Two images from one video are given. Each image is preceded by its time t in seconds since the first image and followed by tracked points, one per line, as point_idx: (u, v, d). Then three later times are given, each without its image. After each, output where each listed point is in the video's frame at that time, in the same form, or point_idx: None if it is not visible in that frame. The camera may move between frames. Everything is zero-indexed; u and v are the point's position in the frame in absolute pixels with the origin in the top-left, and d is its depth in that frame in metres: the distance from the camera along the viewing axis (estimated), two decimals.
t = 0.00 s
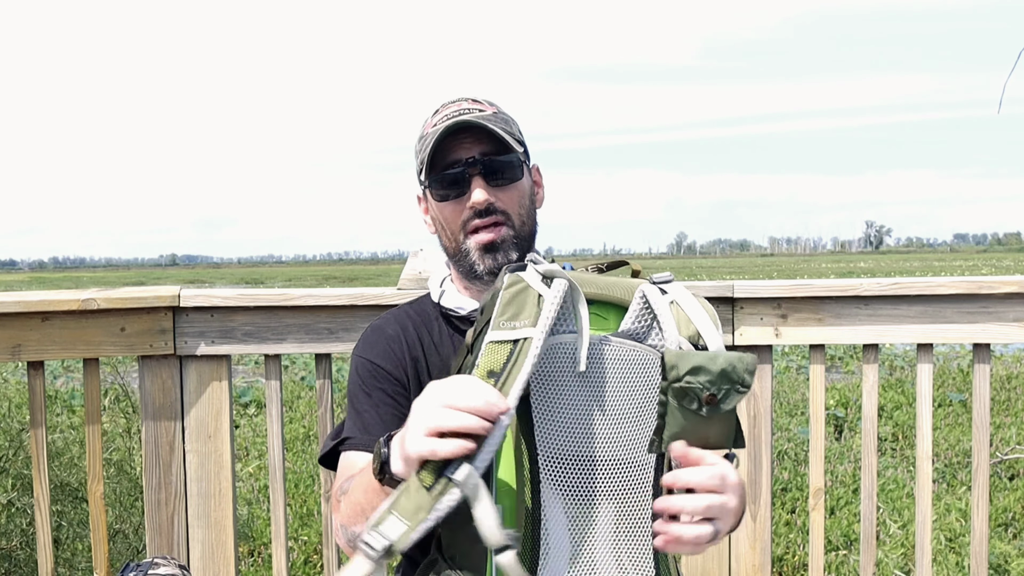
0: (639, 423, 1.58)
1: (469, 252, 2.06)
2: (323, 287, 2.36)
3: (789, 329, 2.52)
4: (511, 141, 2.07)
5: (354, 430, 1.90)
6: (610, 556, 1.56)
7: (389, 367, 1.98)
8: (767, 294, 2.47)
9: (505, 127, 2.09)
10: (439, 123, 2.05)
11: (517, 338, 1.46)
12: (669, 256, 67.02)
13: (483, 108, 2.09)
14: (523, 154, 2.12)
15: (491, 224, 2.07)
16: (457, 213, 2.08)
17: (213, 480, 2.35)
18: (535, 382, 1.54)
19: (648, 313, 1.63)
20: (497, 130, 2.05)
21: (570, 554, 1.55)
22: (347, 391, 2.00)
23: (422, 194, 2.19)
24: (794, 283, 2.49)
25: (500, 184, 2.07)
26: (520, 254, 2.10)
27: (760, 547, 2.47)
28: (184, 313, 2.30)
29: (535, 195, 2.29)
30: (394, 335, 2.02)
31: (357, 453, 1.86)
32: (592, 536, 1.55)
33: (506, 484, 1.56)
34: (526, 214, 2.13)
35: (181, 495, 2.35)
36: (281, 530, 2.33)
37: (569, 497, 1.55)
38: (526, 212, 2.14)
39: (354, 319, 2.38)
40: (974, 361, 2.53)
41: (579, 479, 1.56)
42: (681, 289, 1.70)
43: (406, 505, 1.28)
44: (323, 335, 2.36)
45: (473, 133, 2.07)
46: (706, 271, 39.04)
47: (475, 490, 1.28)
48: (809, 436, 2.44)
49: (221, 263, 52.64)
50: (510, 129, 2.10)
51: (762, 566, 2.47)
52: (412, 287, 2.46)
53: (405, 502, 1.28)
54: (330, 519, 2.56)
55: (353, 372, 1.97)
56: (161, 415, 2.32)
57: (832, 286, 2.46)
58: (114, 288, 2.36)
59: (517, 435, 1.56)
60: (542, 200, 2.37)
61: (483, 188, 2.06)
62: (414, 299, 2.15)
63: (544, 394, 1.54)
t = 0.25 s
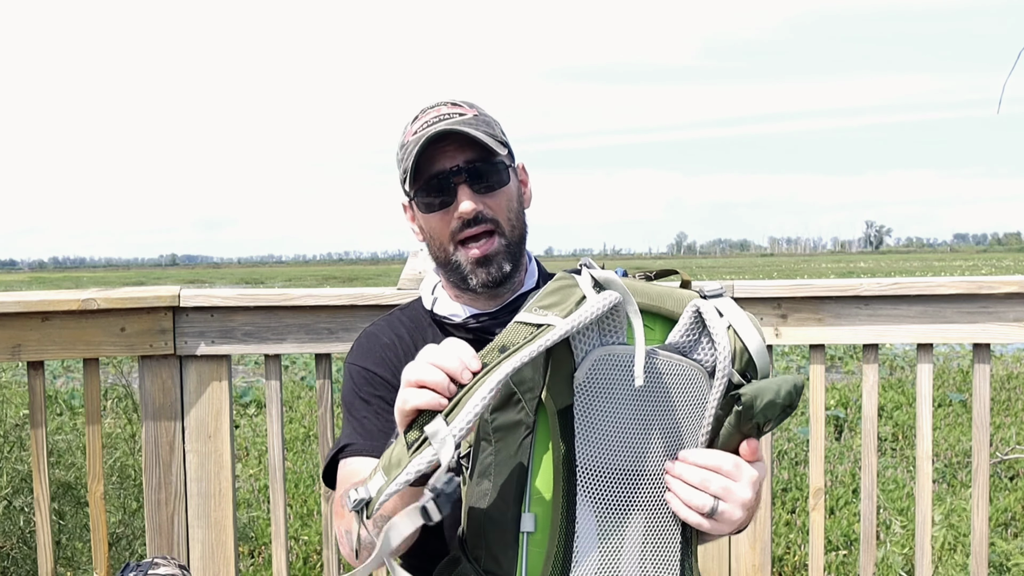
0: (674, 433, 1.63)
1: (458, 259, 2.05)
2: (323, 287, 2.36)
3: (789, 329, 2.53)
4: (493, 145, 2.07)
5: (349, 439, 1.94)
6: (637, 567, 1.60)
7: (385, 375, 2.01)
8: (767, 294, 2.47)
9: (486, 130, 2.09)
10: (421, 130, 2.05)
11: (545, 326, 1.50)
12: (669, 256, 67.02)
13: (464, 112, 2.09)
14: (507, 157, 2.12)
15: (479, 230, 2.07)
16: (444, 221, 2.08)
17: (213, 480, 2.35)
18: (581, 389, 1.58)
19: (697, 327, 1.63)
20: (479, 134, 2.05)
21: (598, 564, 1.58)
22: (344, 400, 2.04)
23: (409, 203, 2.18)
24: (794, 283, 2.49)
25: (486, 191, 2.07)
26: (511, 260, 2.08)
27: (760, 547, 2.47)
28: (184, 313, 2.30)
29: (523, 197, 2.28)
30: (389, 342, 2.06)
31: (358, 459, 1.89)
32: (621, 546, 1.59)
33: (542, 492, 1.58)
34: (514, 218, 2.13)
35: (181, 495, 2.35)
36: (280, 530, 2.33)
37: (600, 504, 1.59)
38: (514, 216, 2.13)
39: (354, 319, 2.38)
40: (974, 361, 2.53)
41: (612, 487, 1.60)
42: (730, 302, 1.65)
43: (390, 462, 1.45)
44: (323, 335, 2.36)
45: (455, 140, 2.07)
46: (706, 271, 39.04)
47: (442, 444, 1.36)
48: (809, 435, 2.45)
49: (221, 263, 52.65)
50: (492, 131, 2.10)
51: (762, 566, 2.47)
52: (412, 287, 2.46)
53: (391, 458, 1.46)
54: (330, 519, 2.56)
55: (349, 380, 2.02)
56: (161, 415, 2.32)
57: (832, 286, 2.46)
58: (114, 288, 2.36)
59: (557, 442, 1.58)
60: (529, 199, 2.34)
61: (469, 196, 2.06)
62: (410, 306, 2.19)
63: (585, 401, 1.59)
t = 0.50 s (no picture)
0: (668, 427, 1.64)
1: (454, 265, 2.05)
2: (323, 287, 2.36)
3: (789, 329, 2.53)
4: (484, 148, 2.05)
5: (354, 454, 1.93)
6: (634, 560, 1.61)
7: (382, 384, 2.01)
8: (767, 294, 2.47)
9: (475, 133, 2.07)
10: (410, 138, 2.04)
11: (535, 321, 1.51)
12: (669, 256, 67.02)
13: (451, 116, 2.08)
14: (497, 160, 2.11)
15: (473, 236, 2.06)
16: (437, 229, 2.07)
17: (213, 480, 2.35)
18: (574, 384, 1.58)
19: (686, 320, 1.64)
20: (469, 139, 2.04)
21: (596, 558, 1.59)
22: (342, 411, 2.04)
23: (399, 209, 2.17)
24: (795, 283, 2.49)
25: (477, 195, 2.07)
26: (506, 263, 2.08)
27: (760, 547, 2.47)
28: (184, 313, 2.30)
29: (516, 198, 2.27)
30: (384, 350, 2.06)
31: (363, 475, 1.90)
32: (618, 539, 1.60)
33: (538, 488, 1.58)
34: (507, 222, 2.12)
35: (181, 495, 2.35)
36: (281, 530, 2.33)
37: (598, 499, 1.59)
38: (508, 220, 2.12)
39: (354, 319, 2.38)
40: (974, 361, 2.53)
41: (609, 481, 1.60)
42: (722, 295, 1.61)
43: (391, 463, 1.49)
44: (323, 335, 2.36)
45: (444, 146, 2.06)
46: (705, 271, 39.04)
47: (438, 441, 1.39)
48: (809, 436, 2.45)
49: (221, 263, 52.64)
50: (481, 134, 2.08)
51: (762, 566, 2.47)
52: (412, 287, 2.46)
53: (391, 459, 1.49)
54: (330, 519, 2.56)
55: (348, 391, 2.02)
56: (161, 415, 2.32)
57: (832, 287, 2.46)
58: (114, 288, 2.36)
59: (551, 436, 1.58)
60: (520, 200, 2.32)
61: (461, 202, 2.06)
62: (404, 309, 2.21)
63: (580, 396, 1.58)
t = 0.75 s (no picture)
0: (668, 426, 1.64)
1: (444, 270, 2.05)
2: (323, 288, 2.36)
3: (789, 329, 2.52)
4: (469, 152, 2.05)
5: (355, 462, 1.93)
6: (636, 560, 1.61)
7: (381, 392, 2.00)
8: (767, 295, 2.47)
9: (460, 137, 2.07)
10: (395, 143, 2.04)
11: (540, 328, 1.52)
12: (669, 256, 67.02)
13: (435, 120, 2.08)
14: (484, 163, 2.10)
15: (463, 240, 2.07)
16: (426, 233, 2.08)
17: (213, 480, 2.35)
18: (574, 383, 1.58)
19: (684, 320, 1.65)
20: (454, 143, 2.04)
21: (598, 558, 1.59)
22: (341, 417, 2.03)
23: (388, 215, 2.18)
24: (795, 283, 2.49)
25: (464, 201, 2.07)
26: (497, 267, 2.08)
27: (760, 547, 2.46)
28: (184, 314, 2.30)
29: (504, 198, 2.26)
30: (382, 357, 2.04)
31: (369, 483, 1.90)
32: (619, 539, 1.60)
33: (539, 488, 1.58)
34: (496, 225, 2.12)
35: (181, 495, 2.35)
36: (281, 530, 2.33)
37: (599, 499, 1.59)
38: (496, 223, 2.12)
39: (354, 319, 2.38)
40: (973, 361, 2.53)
41: (610, 481, 1.60)
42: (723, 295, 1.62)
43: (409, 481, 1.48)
44: (323, 335, 2.36)
45: (430, 151, 2.07)
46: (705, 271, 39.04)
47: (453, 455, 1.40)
48: (809, 436, 2.45)
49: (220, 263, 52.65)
50: (466, 137, 2.08)
51: (762, 566, 2.47)
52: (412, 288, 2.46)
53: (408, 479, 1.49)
54: (330, 519, 2.56)
55: (346, 398, 2.01)
56: (161, 415, 2.32)
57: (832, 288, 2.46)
58: (114, 288, 2.36)
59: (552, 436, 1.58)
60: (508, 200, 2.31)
61: (448, 206, 2.06)
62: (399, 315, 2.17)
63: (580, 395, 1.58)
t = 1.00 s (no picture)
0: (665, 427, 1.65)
1: (444, 270, 2.04)
2: (323, 287, 2.36)
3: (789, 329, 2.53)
4: (469, 152, 2.05)
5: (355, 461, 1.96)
6: (631, 564, 1.63)
7: (378, 391, 1.99)
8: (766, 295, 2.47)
9: (460, 137, 2.07)
10: (395, 144, 2.04)
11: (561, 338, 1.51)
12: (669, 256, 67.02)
13: (435, 121, 2.07)
14: (484, 163, 2.10)
15: (463, 241, 2.06)
16: (426, 234, 2.07)
17: (213, 480, 2.35)
18: (576, 382, 1.57)
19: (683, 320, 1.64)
20: (454, 143, 2.04)
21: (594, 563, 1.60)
22: (340, 416, 2.03)
23: (387, 217, 2.17)
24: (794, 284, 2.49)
25: (464, 201, 2.07)
26: (498, 267, 2.08)
27: (760, 547, 2.46)
28: (183, 313, 2.30)
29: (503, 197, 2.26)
30: (382, 356, 2.04)
31: (369, 483, 1.92)
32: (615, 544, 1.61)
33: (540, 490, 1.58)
34: (497, 225, 2.12)
35: (181, 495, 2.35)
36: (281, 530, 2.33)
37: (596, 503, 1.60)
38: (497, 223, 2.12)
39: (354, 319, 2.38)
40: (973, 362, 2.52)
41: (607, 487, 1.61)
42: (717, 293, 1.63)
43: (464, 518, 1.50)
44: (323, 335, 2.36)
45: (429, 151, 2.06)
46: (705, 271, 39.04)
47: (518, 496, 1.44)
48: (809, 435, 2.45)
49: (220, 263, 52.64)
50: (466, 138, 2.08)
51: (762, 566, 2.47)
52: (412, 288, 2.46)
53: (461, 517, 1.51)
54: (330, 519, 2.56)
55: (346, 397, 2.01)
56: (161, 415, 2.32)
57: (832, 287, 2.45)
58: (114, 288, 2.36)
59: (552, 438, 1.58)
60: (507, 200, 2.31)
61: (449, 207, 2.06)
62: (398, 315, 2.17)
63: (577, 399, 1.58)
